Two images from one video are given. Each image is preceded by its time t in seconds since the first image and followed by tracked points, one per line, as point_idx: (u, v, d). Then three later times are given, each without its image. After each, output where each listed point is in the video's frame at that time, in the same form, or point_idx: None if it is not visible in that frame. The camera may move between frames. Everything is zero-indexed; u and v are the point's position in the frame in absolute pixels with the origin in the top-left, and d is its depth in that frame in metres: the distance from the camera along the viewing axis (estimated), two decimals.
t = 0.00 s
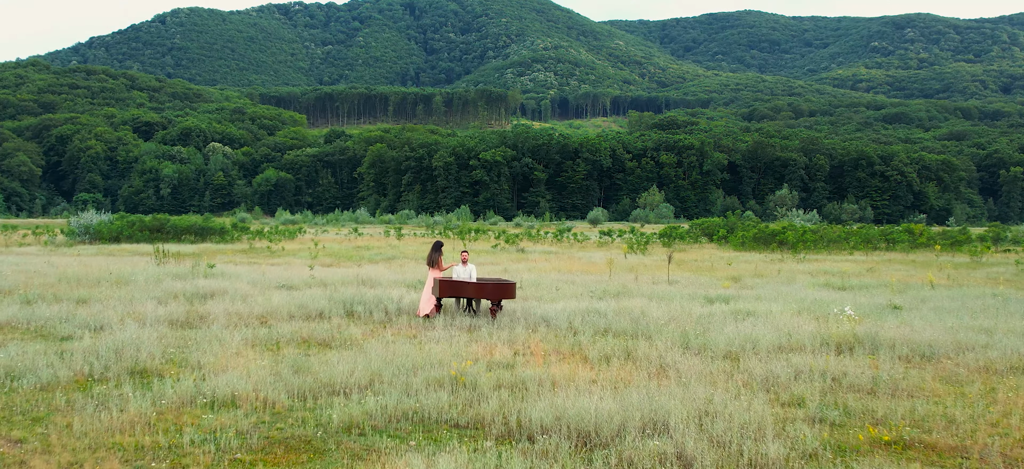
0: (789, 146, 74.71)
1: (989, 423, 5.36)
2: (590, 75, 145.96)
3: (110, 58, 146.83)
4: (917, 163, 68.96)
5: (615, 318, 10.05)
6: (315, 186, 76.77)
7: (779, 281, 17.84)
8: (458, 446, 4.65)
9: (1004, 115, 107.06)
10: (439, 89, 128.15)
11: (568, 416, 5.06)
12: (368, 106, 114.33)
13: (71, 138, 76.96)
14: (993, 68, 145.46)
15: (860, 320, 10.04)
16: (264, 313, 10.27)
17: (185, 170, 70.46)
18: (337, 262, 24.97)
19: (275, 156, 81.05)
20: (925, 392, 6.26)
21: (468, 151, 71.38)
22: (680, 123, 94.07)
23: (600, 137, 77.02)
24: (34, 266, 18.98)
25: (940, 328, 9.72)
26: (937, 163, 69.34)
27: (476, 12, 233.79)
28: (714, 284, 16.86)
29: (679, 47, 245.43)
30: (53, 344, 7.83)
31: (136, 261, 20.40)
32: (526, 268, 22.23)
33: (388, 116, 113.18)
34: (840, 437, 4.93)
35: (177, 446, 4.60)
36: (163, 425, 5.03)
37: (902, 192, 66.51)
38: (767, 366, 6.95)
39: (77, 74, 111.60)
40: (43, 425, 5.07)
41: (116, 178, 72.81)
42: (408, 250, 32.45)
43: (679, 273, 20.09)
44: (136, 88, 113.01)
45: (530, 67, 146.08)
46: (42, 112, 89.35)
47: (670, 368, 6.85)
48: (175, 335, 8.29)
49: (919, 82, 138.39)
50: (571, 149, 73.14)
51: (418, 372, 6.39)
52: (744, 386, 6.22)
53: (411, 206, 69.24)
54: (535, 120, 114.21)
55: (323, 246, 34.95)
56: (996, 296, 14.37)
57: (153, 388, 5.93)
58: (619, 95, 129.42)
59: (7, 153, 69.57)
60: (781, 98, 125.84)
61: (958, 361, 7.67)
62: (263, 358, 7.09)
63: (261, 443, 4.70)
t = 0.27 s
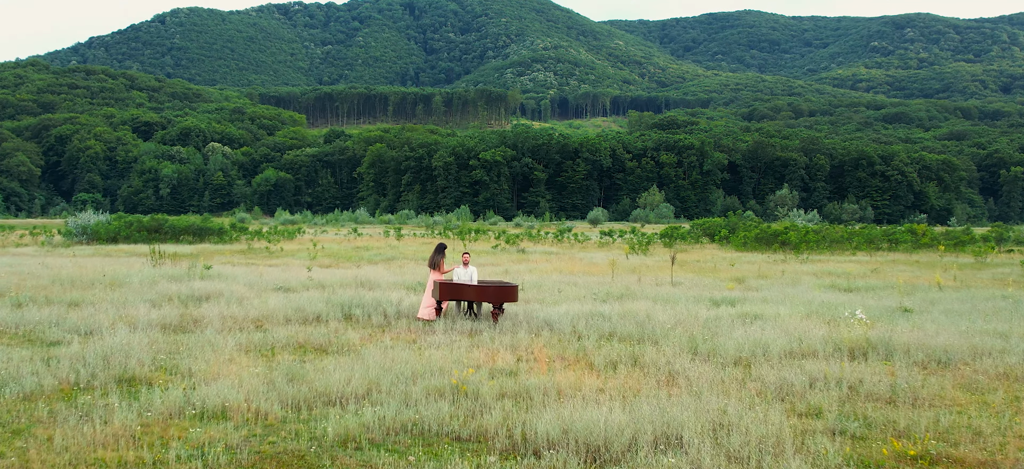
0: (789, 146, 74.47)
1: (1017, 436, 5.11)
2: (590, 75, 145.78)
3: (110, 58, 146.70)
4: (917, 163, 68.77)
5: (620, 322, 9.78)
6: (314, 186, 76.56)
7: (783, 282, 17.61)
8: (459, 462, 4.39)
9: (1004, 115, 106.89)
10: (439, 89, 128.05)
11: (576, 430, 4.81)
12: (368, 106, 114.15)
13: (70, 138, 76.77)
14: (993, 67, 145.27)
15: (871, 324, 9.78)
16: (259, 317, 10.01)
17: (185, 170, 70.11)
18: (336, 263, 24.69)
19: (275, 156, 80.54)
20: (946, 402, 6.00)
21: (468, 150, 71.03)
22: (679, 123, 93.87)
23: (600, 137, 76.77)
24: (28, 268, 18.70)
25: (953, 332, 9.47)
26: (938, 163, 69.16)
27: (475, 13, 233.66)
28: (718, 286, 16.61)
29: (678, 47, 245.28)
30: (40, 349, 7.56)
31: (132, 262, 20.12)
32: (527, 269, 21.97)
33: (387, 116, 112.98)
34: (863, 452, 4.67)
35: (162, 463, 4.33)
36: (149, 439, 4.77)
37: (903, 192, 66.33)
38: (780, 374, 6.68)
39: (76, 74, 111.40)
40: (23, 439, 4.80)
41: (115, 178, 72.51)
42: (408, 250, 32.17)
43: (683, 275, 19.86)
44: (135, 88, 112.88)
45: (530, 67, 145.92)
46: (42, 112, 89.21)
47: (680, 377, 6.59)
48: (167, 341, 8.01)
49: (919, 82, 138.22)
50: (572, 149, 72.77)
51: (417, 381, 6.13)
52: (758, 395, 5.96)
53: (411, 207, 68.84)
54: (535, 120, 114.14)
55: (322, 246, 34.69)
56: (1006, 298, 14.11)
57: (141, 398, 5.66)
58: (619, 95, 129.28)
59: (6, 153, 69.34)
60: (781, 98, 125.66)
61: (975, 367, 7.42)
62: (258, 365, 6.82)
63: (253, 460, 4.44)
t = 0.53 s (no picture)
0: (789, 146, 74.20)
1: None
2: (590, 75, 145.55)
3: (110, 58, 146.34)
4: (918, 162, 68.53)
5: (625, 326, 9.54)
6: (314, 186, 76.36)
7: (789, 284, 17.35)
8: None
9: (1004, 115, 106.61)
10: (439, 89, 127.84)
11: (584, 445, 4.54)
12: (368, 106, 113.95)
13: (69, 138, 76.54)
14: (993, 68, 145.03)
15: (883, 328, 9.51)
16: (254, 321, 9.75)
17: (184, 170, 69.79)
18: (335, 264, 24.44)
19: (275, 156, 80.25)
20: (970, 412, 5.73)
21: (468, 150, 70.99)
22: (679, 123, 93.66)
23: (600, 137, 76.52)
24: (21, 269, 18.45)
25: (967, 337, 9.20)
26: (939, 163, 68.91)
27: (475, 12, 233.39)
28: (722, 288, 16.34)
29: (678, 47, 245.02)
30: (26, 356, 7.29)
31: (128, 264, 19.84)
32: (528, 270, 21.70)
33: (387, 116, 112.71)
34: None
35: None
36: (133, 455, 4.50)
37: (903, 192, 66.16)
38: (795, 382, 6.42)
39: (75, 74, 111.15)
40: None
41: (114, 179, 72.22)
42: (408, 251, 31.91)
43: (686, 276, 19.61)
44: (134, 88, 112.66)
45: (530, 67, 145.67)
46: (41, 112, 88.89)
47: (690, 386, 6.33)
48: (158, 347, 7.75)
49: (919, 82, 137.95)
50: (572, 149, 72.43)
51: (417, 390, 5.85)
52: (774, 406, 5.69)
53: (411, 207, 68.47)
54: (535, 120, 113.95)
55: (321, 247, 34.41)
56: (1015, 300, 13.85)
57: (127, 410, 5.39)
58: (619, 95, 129.04)
59: (5, 153, 69.03)
60: (781, 98, 125.33)
61: (994, 374, 7.15)
62: (252, 373, 6.56)
63: None
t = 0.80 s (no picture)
0: (789, 146, 73.98)
1: None
2: (590, 75, 145.25)
3: (110, 59, 146.15)
4: (918, 162, 68.28)
5: (631, 330, 9.27)
6: (313, 186, 76.17)
7: (794, 286, 17.09)
8: None
9: (1004, 115, 106.40)
10: (438, 89, 127.76)
11: (593, 463, 4.29)
12: (367, 106, 113.77)
13: (68, 138, 76.38)
14: (993, 68, 144.69)
15: (896, 332, 9.25)
16: (250, 325, 9.49)
17: (183, 170, 69.54)
18: (334, 265, 24.19)
19: (274, 156, 80.03)
20: (996, 423, 5.46)
21: (468, 150, 70.89)
22: (679, 123, 93.55)
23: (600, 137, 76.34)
24: (15, 270, 18.16)
25: (983, 341, 8.92)
26: (939, 162, 68.66)
27: (475, 12, 233.15)
28: (726, 289, 16.09)
29: (678, 47, 245.04)
30: (9, 363, 7.01)
31: (123, 265, 19.59)
32: (529, 271, 21.43)
33: (387, 116, 112.48)
34: None
35: None
36: None
37: (904, 192, 66.03)
38: (810, 392, 6.16)
39: (74, 74, 110.91)
40: None
41: (113, 179, 72.01)
42: (408, 252, 31.66)
43: (689, 277, 19.37)
44: (133, 89, 112.53)
45: (530, 67, 145.41)
46: (40, 112, 88.68)
47: (703, 396, 6.05)
48: (149, 353, 7.48)
49: (919, 82, 137.75)
50: (572, 149, 72.13)
51: (415, 402, 5.58)
52: (790, 417, 5.42)
53: (411, 207, 68.23)
54: (535, 120, 113.80)
55: (320, 247, 34.13)
56: None
57: (112, 421, 5.13)
58: (619, 95, 128.83)
59: (4, 153, 68.75)
60: (781, 99, 125.26)
61: (1016, 382, 6.87)
62: (244, 383, 6.28)
63: None
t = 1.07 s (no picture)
0: (790, 146, 73.77)
1: None
2: (590, 74, 144.98)
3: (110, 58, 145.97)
4: (919, 162, 68.04)
5: (637, 335, 9.02)
6: (313, 186, 75.95)
7: (799, 287, 16.83)
8: None
9: (1004, 115, 106.23)
10: (438, 89, 127.59)
11: None
12: (367, 106, 113.58)
13: (67, 138, 76.12)
14: (993, 67, 144.37)
15: (910, 336, 8.97)
16: (245, 330, 9.21)
17: (183, 170, 69.29)
18: (333, 266, 23.92)
19: (274, 156, 79.80)
20: None
21: (468, 150, 70.69)
22: (679, 123, 93.39)
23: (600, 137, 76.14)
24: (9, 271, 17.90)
25: (1001, 347, 8.64)
26: (940, 162, 68.41)
27: (475, 12, 233.01)
28: (731, 292, 15.84)
29: (678, 48, 244.97)
30: None
31: (119, 266, 19.32)
32: (530, 273, 21.14)
33: (387, 116, 112.29)
34: None
35: None
36: None
37: (905, 192, 65.86)
38: (828, 402, 5.88)
39: (74, 74, 110.68)
40: None
41: (112, 179, 71.77)
42: (408, 253, 31.39)
43: (693, 279, 19.14)
44: (133, 88, 112.28)
45: (530, 67, 145.27)
46: (39, 112, 88.44)
47: (716, 408, 5.78)
48: (138, 360, 7.19)
49: (919, 82, 137.58)
50: (572, 149, 71.84)
51: (414, 415, 5.29)
52: (810, 431, 5.15)
53: (410, 207, 68.00)
54: (535, 120, 113.64)
55: (319, 248, 33.87)
56: None
57: (95, 435, 4.84)
58: (619, 95, 128.60)
59: (3, 153, 68.46)
60: (781, 99, 125.15)
61: None
62: (236, 393, 6.00)
63: None
